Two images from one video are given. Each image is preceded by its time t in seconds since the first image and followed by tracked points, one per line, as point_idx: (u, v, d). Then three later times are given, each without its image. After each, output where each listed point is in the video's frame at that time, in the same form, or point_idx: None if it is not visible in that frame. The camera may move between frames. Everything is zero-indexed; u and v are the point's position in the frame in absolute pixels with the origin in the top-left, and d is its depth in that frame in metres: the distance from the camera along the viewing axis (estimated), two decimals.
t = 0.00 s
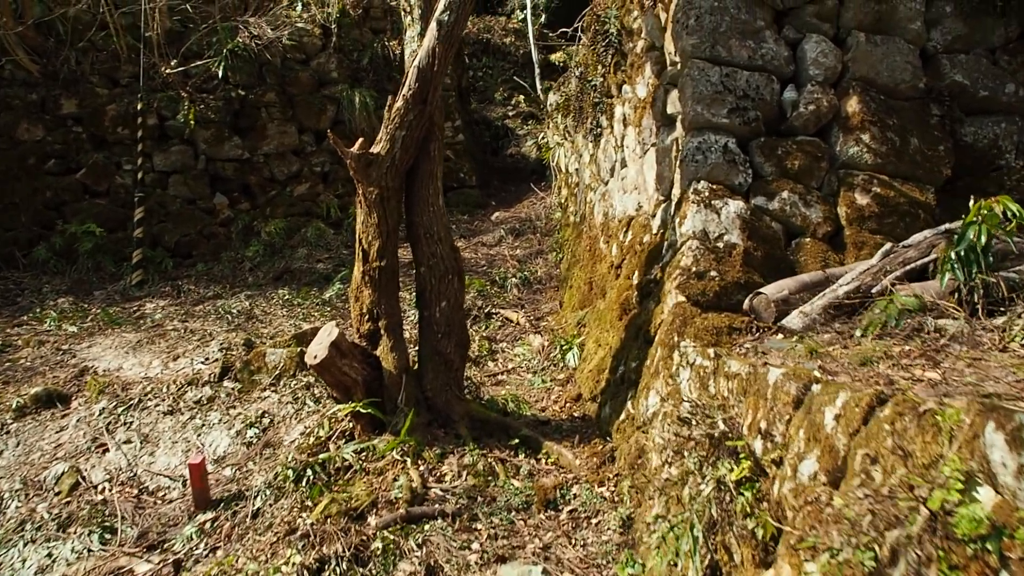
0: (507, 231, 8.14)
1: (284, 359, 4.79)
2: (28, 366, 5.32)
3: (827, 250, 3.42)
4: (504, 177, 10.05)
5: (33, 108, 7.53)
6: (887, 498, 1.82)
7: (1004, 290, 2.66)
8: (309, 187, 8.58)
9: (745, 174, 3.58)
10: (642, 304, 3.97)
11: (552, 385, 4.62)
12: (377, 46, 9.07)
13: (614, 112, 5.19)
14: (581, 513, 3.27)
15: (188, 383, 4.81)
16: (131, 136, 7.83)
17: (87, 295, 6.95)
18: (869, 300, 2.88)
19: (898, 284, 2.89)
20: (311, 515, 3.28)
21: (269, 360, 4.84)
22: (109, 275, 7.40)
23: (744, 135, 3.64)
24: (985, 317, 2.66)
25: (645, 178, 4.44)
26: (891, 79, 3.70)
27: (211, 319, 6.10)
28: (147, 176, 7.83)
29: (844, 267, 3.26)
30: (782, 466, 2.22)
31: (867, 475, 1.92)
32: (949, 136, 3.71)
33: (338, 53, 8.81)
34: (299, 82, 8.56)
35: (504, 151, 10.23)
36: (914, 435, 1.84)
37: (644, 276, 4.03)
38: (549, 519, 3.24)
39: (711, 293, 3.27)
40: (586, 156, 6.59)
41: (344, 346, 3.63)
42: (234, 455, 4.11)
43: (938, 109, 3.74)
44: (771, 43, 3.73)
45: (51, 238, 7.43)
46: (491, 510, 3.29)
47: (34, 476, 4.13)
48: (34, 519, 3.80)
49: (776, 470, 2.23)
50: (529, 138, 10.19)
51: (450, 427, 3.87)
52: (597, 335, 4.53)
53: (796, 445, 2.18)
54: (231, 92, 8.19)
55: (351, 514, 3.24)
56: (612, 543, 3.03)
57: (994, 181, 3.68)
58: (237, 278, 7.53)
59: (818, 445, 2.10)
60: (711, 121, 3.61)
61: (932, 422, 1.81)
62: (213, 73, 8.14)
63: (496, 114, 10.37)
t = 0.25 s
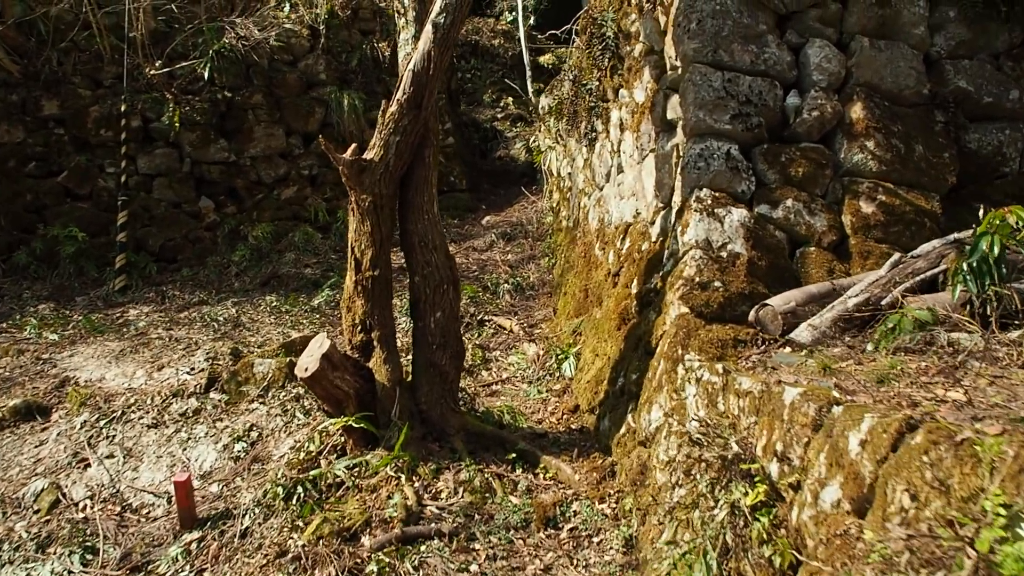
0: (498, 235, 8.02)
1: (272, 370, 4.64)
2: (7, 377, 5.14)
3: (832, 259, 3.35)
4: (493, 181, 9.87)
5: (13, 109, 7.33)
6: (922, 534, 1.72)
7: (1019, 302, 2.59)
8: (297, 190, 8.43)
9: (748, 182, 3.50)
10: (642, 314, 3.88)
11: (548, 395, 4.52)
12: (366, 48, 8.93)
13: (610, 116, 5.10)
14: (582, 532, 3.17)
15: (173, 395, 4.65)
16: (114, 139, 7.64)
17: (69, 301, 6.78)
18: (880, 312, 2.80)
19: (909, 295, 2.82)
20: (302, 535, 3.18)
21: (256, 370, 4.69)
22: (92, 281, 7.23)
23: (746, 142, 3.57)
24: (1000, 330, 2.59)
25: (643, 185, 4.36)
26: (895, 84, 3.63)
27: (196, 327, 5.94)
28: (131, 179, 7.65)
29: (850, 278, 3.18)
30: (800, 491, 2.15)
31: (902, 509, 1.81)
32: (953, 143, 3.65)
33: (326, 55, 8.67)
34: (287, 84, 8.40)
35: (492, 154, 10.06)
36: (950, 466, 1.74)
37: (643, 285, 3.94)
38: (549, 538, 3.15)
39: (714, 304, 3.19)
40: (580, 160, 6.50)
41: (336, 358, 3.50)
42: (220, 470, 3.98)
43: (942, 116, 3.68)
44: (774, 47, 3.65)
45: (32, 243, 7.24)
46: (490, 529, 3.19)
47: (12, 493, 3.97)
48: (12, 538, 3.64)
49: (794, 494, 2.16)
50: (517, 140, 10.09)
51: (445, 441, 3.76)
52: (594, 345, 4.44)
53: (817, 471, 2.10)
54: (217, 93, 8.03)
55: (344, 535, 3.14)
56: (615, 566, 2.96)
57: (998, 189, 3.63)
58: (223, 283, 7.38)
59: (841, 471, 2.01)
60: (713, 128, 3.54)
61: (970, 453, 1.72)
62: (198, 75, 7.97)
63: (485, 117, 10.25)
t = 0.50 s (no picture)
0: (492, 241, 7.87)
1: (264, 380, 4.46)
2: None
3: (847, 265, 3.24)
4: (486, 186, 9.74)
5: None
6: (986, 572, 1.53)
7: None
8: (288, 195, 8.27)
9: (758, 185, 3.38)
10: (646, 323, 3.76)
11: (549, 406, 4.37)
12: (358, 51, 8.79)
13: (610, 119, 4.99)
14: (589, 550, 3.04)
15: (162, 406, 4.46)
16: (102, 143, 7.46)
17: (55, 309, 6.62)
18: (902, 321, 2.69)
19: (931, 303, 2.71)
20: (298, 553, 3.06)
21: (248, 380, 4.50)
22: (79, 288, 7.06)
23: (756, 144, 3.45)
24: None
25: (646, 188, 4.23)
26: (908, 85, 3.53)
27: (185, 335, 5.73)
28: (119, 184, 7.47)
29: (869, 284, 3.06)
30: (833, 512, 2.03)
31: (961, 540, 1.61)
32: (968, 145, 3.56)
33: (317, 58, 8.52)
34: (277, 88, 8.24)
35: (483, 158, 9.95)
36: (1016, 492, 1.53)
37: (649, 292, 3.82)
38: (555, 557, 3.01)
39: (726, 312, 3.06)
40: (576, 164, 6.38)
41: (331, 369, 3.35)
42: (211, 484, 3.81)
43: (956, 118, 3.59)
44: (782, 47, 3.54)
45: (18, 249, 7.05)
46: (493, 548, 3.05)
47: None
48: None
49: (827, 516, 2.04)
50: (508, 145, 9.97)
51: (444, 455, 3.60)
52: (596, 354, 4.30)
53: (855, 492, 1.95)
54: (206, 97, 7.85)
55: (341, 553, 3.01)
56: None
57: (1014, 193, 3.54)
58: (212, 290, 7.24)
59: (883, 493, 1.85)
60: (721, 129, 3.42)
61: None
62: (187, 78, 7.80)
63: (476, 121, 10.12)
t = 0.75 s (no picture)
0: (487, 243, 7.71)
1: (257, 390, 4.20)
2: None
3: (868, 270, 3.11)
4: (478, 189, 9.53)
5: None
6: None
7: None
8: (278, 197, 8.07)
9: (775, 187, 3.24)
10: (655, 331, 3.60)
11: (552, 416, 4.19)
12: (350, 50, 8.60)
13: (613, 119, 4.85)
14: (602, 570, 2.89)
15: (150, 416, 4.19)
16: (88, 143, 7.23)
17: (39, 314, 6.39)
18: (935, 331, 2.57)
19: (965, 311, 2.59)
20: None
21: (240, 390, 4.26)
22: (64, 292, 6.84)
23: (772, 144, 3.31)
24: None
25: (652, 190, 4.08)
26: (928, 84, 3.42)
27: (174, 341, 5.42)
28: (106, 185, 7.25)
29: (893, 291, 2.95)
30: (885, 542, 1.89)
31: None
32: (990, 146, 3.45)
33: (308, 58, 8.32)
34: (268, 87, 8.04)
35: (474, 160, 9.73)
36: None
37: (659, 298, 3.66)
38: None
39: (745, 320, 2.93)
40: (575, 165, 6.24)
41: (329, 380, 3.18)
42: (202, 499, 3.56)
43: (977, 117, 3.48)
44: (798, 44, 3.41)
45: None
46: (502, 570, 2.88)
47: None
48: None
49: (877, 546, 1.91)
50: (499, 147, 9.77)
51: (446, 469, 3.42)
52: (602, 361, 4.14)
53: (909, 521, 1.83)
54: (195, 97, 7.64)
55: None
56: None
57: None
58: (201, 294, 7.04)
59: (948, 525, 1.71)
60: (737, 129, 3.28)
61: None
62: (176, 77, 7.59)
63: (467, 123, 9.94)
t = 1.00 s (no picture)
0: (484, 245, 7.57)
1: (251, 398, 4.03)
2: None
3: (889, 275, 3.01)
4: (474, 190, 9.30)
5: None
6: None
7: None
8: (271, 198, 7.91)
9: (791, 189, 3.13)
10: (665, 338, 3.47)
11: (557, 425, 4.04)
12: (344, 49, 8.43)
13: (617, 119, 4.73)
14: None
15: (139, 425, 3.99)
16: (77, 143, 7.05)
17: (26, 319, 6.21)
18: (965, 340, 2.47)
19: (996, 317, 2.48)
20: None
21: (233, 398, 4.06)
22: (52, 295, 6.67)
23: (788, 144, 3.20)
24: None
25: (659, 192, 3.95)
26: (947, 82, 3.34)
27: (164, 346, 5.22)
28: (95, 186, 7.07)
29: (917, 297, 2.85)
30: (933, 571, 1.78)
31: None
32: (1012, 145, 3.37)
33: (302, 56, 8.16)
34: (261, 87, 7.87)
35: (468, 161, 9.45)
36: None
37: (669, 303, 3.53)
38: None
39: (763, 327, 2.80)
40: (575, 166, 6.10)
41: (325, 390, 3.03)
42: (192, 514, 3.39)
43: (997, 116, 3.40)
44: (813, 40, 3.30)
45: None
46: None
47: None
48: None
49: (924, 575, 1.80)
50: (493, 147, 9.53)
51: (449, 481, 3.27)
52: (608, 368, 4.00)
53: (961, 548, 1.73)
54: (187, 96, 7.47)
55: None
56: None
57: None
58: (193, 297, 6.88)
59: (1010, 557, 1.61)
60: (751, 128, 3.16)
61: None
62: (167, 76, 7.42)
63: (461, 123, 9.76)
